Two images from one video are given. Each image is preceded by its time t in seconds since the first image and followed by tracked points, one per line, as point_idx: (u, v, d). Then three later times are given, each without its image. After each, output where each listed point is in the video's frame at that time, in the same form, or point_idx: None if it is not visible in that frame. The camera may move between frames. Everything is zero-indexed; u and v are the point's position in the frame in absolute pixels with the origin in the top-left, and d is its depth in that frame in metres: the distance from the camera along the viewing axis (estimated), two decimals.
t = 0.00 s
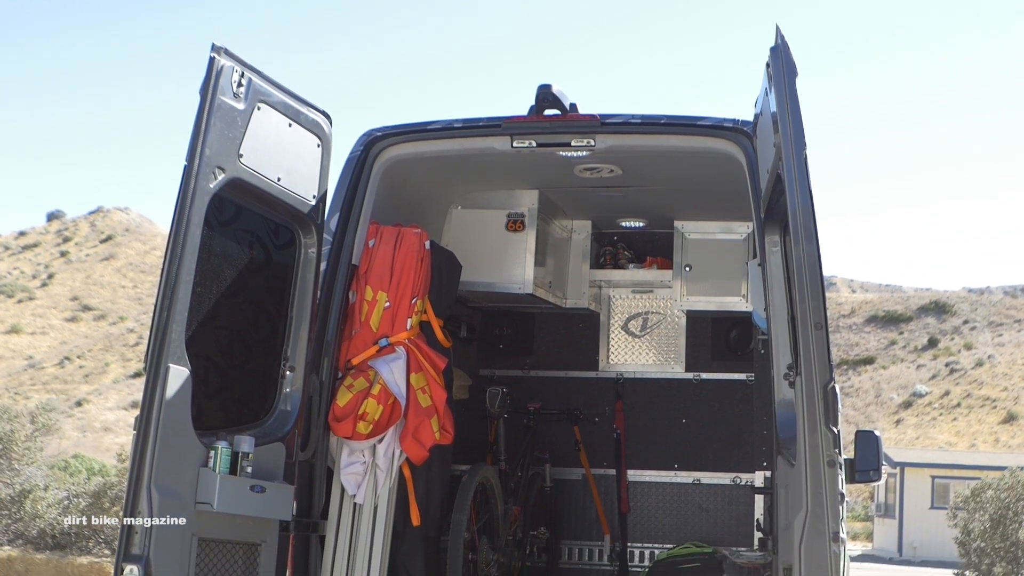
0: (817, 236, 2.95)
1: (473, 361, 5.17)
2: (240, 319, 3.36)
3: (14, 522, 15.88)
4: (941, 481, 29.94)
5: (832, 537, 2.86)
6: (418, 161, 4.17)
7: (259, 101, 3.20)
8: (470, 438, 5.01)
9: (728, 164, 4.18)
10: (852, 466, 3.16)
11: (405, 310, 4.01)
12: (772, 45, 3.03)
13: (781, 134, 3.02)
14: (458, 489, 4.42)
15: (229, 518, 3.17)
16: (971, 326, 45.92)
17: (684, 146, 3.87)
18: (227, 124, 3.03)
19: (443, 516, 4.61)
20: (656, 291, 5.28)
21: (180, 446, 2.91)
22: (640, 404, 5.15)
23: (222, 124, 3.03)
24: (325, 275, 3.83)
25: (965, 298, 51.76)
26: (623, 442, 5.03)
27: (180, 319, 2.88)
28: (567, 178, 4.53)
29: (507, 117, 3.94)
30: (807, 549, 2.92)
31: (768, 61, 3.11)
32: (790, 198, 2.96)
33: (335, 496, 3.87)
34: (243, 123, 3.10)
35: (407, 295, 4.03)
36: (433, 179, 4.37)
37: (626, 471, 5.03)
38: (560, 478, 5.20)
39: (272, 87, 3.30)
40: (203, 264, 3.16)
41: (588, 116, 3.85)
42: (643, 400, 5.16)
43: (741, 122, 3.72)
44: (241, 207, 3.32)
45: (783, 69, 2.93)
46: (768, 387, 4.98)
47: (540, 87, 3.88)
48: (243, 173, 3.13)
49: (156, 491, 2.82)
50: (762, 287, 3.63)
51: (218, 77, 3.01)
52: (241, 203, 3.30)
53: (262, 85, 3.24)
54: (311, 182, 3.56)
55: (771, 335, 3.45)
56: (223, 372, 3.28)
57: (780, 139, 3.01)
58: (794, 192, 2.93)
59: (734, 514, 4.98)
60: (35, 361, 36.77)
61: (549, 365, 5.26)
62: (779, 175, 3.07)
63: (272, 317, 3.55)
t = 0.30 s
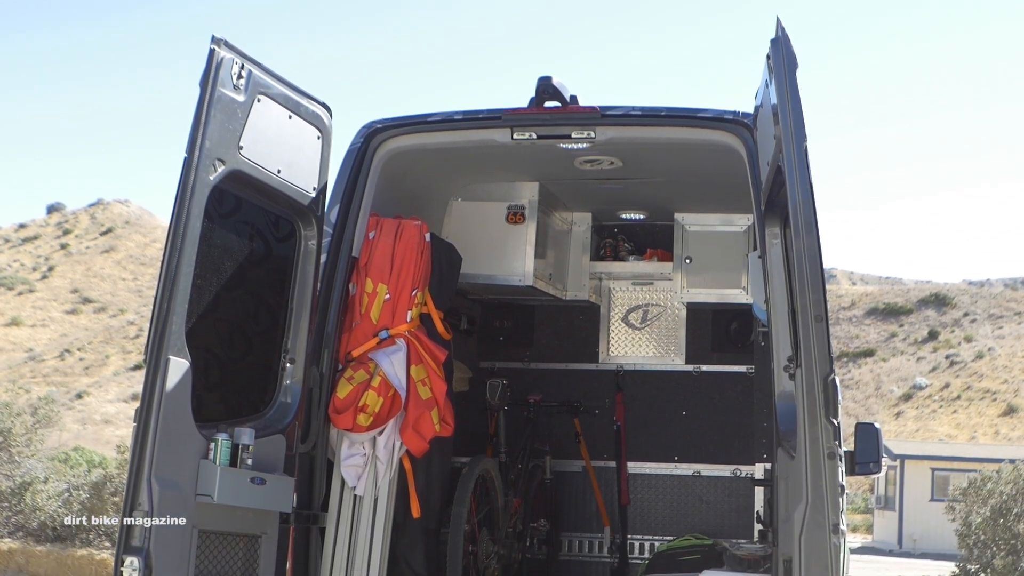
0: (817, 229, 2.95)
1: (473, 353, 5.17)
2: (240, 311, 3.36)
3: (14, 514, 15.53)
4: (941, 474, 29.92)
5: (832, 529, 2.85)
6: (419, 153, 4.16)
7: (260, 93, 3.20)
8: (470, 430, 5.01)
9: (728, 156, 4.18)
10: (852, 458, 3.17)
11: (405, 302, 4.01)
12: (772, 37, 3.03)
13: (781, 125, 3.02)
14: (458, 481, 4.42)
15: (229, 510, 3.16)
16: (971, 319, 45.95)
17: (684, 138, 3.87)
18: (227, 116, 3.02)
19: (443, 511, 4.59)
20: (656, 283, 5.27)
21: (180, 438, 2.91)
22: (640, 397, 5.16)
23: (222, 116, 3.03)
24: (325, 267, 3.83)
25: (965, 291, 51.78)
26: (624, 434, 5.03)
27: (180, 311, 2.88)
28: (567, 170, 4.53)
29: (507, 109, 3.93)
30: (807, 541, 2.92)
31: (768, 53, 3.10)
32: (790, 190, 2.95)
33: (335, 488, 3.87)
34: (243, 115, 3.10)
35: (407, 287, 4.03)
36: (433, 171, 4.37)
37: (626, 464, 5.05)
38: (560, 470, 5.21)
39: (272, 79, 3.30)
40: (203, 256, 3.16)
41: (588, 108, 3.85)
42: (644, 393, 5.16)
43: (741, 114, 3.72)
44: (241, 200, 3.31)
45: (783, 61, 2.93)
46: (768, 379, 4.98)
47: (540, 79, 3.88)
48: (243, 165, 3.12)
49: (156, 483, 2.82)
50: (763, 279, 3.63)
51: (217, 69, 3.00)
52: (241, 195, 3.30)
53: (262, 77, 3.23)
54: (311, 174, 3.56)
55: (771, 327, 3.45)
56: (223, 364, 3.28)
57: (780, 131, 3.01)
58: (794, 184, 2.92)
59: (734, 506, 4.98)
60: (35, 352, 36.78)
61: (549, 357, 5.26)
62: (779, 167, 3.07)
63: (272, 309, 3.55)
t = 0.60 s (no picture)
0: (818, 221, 2.95)
1: (473, 346, 5.16)
2: (240, 303, 3.36)
3: (14, 508, 15.38)
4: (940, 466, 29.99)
5: (832, 521, 2.85)
6: (418, 146, 4.16)
7: (259, 86, 3.19)
8: (470, 423, 5.01)
9: (728, 148, 4.18)
10: (852, 451, 3.17)
11: (405, 295, 4.01)
12: (772, 29, 3.02)
13: (780, 118, 3.02)
14: (459, 473, 4.42)
15: (229, 503, 3.16)
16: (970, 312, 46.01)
17: (684, 131, 3.86)
18: (227, 108, 3.02)
19: (443, 502, 4.64)
20: (656, 276, 5.27)
21: (180, 431, 2.91)
22: (640, 389, 5.15)
23: (222, 109, 3.02)
24: (325, 259, 3.83)
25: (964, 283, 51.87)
26: (623, 427, 5.04)
27: (180, 304, 2.88)
28: (567, 163, 4.52)
29: (507, 102, 3.93)
30: (807, 534, 2.91)
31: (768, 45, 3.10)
32: (790, 182, 2.96)
33: (335, 481, 3.87)
34: (243, 108, 3.09)
35: (407, 280, 4.03)
36: (433, 163, 4.37)
37: (626, 457, 5.04)
38: (560, 463, 5.21)
39: (272, 71, 3.29)
40: (202, 249, 3.16)
41: (588, 101, 3.84)
42: (643, 386, 5.15)
43: (741, 107, 3.72)
44: (241, 192, 3.31)
45: (783, 53, 2.92)
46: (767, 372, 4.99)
47: (540, 71, 3.88)
48: (243, 158, 3.12)
49: (156, 476, 2.82)
50: (763, 271, 3.63)
51: (217, 62, 3.00)
52: (240, 188, 3.29)
53: (261, 70, 3.23)
54: (310, 167, 3.55)
55: (772, 320, 3.44)
56: (222, 357, 3.28)
57: (780, 124, 3.01)
58: (794, 176, 2.92)
59: (733, 499, 4.99)
60: (35, 345, 36.76)
61: (549, 350, 5.25)
62: (779, 159, 3.07)
63: (272, 302, 3.55)
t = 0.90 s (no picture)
0: (817, 217, 2.94)
1: (473, 339, 5.15)
2: (240, 296, 3.36)
3: (14, 501, 15.32)
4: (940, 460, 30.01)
5: (831, 515, 2.84)
6: (418, 139, 4.16)
7: (259, 79, 3.19)
8: (471, 416, 5.01)
9: (729, 141, 4.17)
10: (851, 445, 3.17)
11: (405, 288, 4.01)
12: (772, 23, 3.02)
13: (780, 113, 3.01)
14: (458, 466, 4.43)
15: (229, 496, 3.16)
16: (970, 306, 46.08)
17: (684, 124, 3.86)
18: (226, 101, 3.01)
19: (444, 494, 4.66)
20: (656, 269, 5.28)
21: (180, 424, 2.91)
22: (639, 383, 5.16)
23: (221, 102, 3.02)
24: (324, 253, 3.83)
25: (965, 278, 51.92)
26: (623, 419, 5.03)
27: (179, 298, 2.88)
28: (567, 156, 4.52)
29: (506, 95, 3.92)
30: (807, 528, 2.90)
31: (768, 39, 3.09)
32: (790, 178, 2.95)
33: (335, 474, 3.88)
34: (243, 101, 3.09)
35: (407, 274, 4.03)
36: (433, 156, 4.37)
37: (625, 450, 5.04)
38: (560, 456, 5.23)
39: (271, 65, 3.29)
40: (202, 242, 3.16)
41: (588, 94, 3.84)
42: (643, 379, 5.16)
43: (741, 100, 3.71)
44: (241, 186, 3.31)
45: (783, 47, 2.92)
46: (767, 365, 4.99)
47: (540, 65, 3.87)
48: (243, 151, 3.12)
49: (156, 469, 2.81)
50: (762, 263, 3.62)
51: (216, 55, 3.00)
52: (240, 181, 3.29)
53: (261, 63, 3.22)
54: (310, 160, 3.55)
55: (772, 313, 3.44)
56: (222, 350, 3.29)
57: (780, 119, 3.00)
58: (794, 173, 2.91)
59: (732, 493, 4.99)
60: (35, 339, 36.78)
61: (548, 343, 5.26)
62: (779, 154, 3.06)
63: (272, 296, 3.55)
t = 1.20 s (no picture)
0: (817, 210, 2.93)
1: (473, 333, 5.15)
2: (239, 290, 3.36)
3: (14, 495, 15.33)
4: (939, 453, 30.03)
5: (831, 508, 2.84)
6: (418, 132, 4.16)
7: (259, 73, 3.18)
8: (471, 410, 5.01)
9: (728, 135, 4.17)
10: (851, 439, 3.17)
11: (405, 282, 4.01)
12: (772, 17, 3.01)
13: (780, 107, 3.01)
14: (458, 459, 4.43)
15: (228, 490, 3.16)
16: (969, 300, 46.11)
17: (684, 117, 3.85)
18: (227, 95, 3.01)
19: (444, 488, 4.67)
20: (656, 263, 5.26)
21: (180, 417, 2.91)
22: (639, 376, 5.16)
23: (221, 95, 3.02)
24: (324, 246, 3.82)
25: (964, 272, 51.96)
26: (622, 413, 5.05)
27: (179, 291, 2.87)
28: (567, 149, 4.52)
29: (506, 89, 3.91)
30: (806, 521, 2.90)
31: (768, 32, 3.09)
32: (790, 171, 2.94)
33: (335, 468, 3.88)
34: (242, 94, 3.09)
35: (407, 268, 4.02)
36: (433, 149, 4.36)
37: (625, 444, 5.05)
38: (560, 449, 5.23)
39: (271, 58, 3.28)
40: (201, 236, 3.16)
41: (588, 87, 3.83)
42: (643, 373, 5.16)
43: (741, 93, 3.71)
44: (241, 179, 3.31)
45: (783, 41, 2.91)
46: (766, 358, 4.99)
47: (540, 59, 3.87)
48: (242, 144, 3.11)
49: (156, 463, 2.81)
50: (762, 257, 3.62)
51: (216, 49, 2.99)
52: (240, 174, 3.29)
53: (261, 57, 3.22)
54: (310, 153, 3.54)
55: (772, 306, 3.44)
56: (222, 344, 3.28)
57: (780, 113, 2.99)
58: (793, 166, 2.91)
59: (732, 486, 5.00)
60: (35, 333, 36.78)
61: (548, 337, 5.26)
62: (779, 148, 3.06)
63: (271, 290, 3.55)
